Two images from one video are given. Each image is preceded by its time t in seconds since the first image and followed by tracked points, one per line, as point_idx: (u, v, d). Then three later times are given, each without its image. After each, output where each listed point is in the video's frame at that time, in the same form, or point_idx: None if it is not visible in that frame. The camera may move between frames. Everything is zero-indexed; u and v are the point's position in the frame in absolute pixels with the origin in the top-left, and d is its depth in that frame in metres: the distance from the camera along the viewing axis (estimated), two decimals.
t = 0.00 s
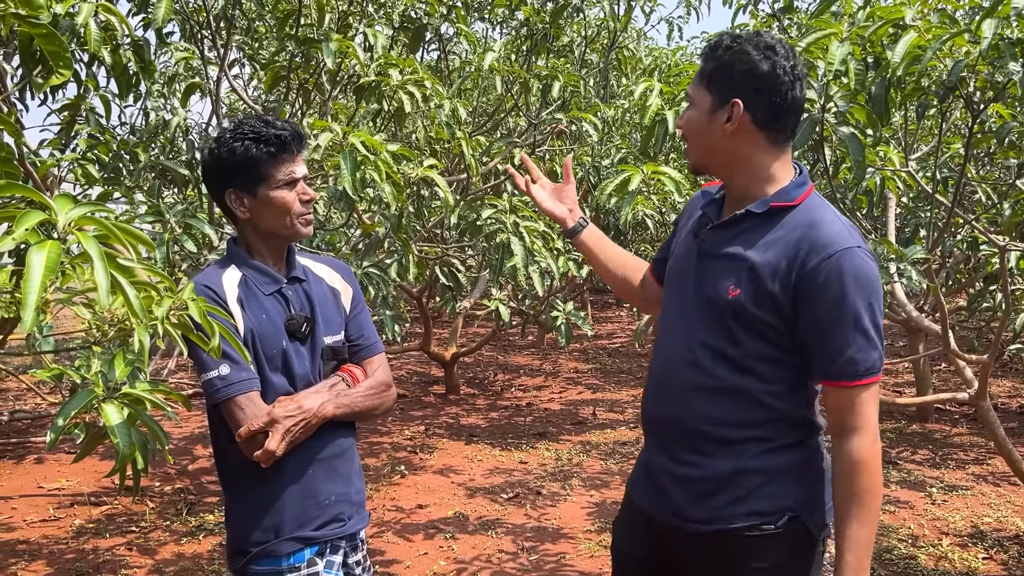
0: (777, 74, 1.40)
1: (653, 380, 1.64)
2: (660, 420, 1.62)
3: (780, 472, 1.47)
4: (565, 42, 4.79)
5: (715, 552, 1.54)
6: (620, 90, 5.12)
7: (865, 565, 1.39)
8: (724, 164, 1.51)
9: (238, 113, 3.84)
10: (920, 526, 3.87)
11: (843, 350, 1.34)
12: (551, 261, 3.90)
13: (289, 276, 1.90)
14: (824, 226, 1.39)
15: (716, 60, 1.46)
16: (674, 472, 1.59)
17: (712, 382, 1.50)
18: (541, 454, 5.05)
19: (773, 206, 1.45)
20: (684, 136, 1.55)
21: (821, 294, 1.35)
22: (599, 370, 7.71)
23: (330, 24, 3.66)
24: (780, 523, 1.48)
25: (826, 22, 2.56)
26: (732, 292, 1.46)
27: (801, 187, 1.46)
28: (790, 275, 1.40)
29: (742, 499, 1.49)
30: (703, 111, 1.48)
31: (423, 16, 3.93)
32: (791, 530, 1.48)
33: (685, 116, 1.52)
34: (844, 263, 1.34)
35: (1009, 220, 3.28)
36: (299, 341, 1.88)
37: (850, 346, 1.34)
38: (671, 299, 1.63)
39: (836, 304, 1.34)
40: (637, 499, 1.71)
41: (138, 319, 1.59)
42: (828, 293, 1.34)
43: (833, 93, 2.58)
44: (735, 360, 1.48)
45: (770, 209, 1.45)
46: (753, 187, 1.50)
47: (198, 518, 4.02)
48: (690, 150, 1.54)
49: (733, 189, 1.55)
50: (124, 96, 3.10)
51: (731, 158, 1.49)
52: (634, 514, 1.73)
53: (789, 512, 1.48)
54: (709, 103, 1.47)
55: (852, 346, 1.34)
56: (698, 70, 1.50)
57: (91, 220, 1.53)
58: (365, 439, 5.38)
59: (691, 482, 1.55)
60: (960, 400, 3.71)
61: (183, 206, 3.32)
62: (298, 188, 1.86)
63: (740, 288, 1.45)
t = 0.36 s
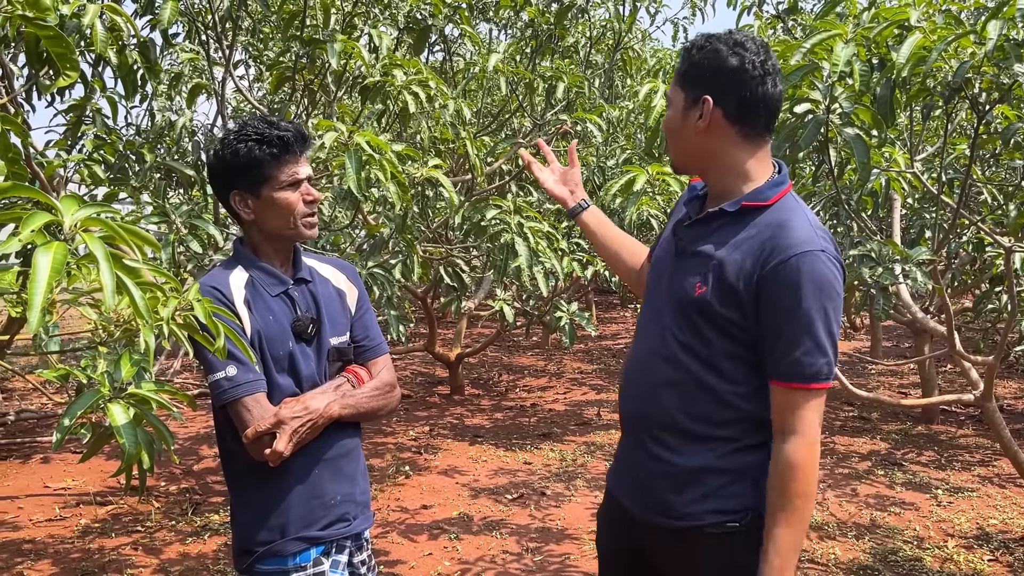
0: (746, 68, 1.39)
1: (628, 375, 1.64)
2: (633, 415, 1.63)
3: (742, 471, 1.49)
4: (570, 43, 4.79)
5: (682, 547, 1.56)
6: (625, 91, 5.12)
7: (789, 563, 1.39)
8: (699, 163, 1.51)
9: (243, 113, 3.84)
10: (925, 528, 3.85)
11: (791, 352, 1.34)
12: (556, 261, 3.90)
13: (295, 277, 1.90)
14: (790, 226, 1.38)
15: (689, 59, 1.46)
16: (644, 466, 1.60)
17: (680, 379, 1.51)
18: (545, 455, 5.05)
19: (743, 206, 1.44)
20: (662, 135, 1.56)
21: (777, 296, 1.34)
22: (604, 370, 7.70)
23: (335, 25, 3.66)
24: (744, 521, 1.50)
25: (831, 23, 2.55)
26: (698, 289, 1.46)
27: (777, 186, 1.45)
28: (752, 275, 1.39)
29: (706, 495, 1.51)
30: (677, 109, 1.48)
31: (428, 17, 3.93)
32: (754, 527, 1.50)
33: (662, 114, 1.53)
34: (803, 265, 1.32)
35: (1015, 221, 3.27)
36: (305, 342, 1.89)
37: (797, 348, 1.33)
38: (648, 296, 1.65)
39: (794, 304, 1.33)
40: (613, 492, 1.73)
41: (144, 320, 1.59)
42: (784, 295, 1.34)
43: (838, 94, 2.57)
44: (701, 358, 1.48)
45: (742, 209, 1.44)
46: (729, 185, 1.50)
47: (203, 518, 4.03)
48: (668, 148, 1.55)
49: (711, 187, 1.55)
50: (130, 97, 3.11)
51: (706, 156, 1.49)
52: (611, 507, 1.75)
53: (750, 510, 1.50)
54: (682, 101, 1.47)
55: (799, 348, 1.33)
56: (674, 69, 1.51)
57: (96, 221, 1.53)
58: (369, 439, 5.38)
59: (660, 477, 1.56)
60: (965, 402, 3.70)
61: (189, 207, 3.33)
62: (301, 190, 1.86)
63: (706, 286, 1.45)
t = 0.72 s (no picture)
0: (733, 67, 1.39)
1: (629, 376, 1.66)
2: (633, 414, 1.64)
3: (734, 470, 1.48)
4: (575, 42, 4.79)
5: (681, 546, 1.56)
6: (631, 91, 5.12)
7: (714, 542, 1.33)
8: (689, 163, 1.51)
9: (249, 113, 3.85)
10: (931, 529, 3.85)
11: (762, 336, 1.31)
12: (562, 261, 3.90)
13: (301, 277, 1.90)
14: (773, 218, 1.36)
15: (674, 62, 1.46)
16: (644, 466, 1.61)
17: (674, 377, 1.51)
18: (550, 454, 5.05)
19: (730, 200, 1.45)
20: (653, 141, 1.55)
21: (754, 281, 1.33)
22: (608, 370, 7.70)
23: (341, 24, 3.67)
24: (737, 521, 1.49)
25: (837, 22, 2.53)
26: (687, 285, 1.46)
27: (766, 181, 1.45)
28: (733, 264, 1.38)
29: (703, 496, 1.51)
30: (667, 113, 1.48)
31: (434, 16, 3.93)
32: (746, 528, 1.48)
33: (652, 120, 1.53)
34: (781, 253, 1.30)
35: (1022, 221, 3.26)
36: (310, 341, 1.89)
37: (767, 331, 1.30)
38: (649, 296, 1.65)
39: (770, 293, 1.30)
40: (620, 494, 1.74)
41: (152, 318, 1.59)
42: (759, 281, 1.32)
43: (844, 94, 2.56)
44: (692, 354, 1.48)
45: (728, 203, 1.47)
46: (720, 183, 1.50)
47: (209, 516, 4.04)
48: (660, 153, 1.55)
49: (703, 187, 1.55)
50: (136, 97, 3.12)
51: (698, 157, 1.49)
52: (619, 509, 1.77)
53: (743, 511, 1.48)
54: (672, 104, 1.47)
55: (770, 331, 1.30)
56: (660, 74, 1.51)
57: (105, 219, 1.54)
58: (374, 438, 5.39)
59: (659, 476, 1.58)
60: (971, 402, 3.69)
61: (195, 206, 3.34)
62: (302, 188, 1.86)
63: (694, 281, 1.45)
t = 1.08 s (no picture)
0: (747, 65, 1.39)
1: (634, 377, 1.65)
2: (640, 415, 1.63)
3: (743, 471, 1.47)
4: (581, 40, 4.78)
5: (689, 547, 1.55)
6: (637, 89, 5.12)
7: (776, 553, 1.32)
8: (693, 158, 1.50)
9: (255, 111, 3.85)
10: (937, 528, 3.84)
11: (778, 334, 1.31)
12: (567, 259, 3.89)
13: (304, 271, 1.90)
14: (783, 213, 1.36)
15: (684, 56, 1.45)
16: (650, 467, 1.61)
17: (681, 376, 1.51)
18: (555, 453, 5.04)
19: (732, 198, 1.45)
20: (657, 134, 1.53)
21: (767, 279, 1.32)
22: (613, 369, 7.69)
23: (346, 23, 3.67)
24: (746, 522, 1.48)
25: (843, 20, 2.51)
26: (696, 284, 1.45)
27: (768, 177, 1.45)
28: (743, 262, 1.38)
29: (710, 496, 1.50)
30: (677, 107, 1.46)
31: (439, 14, 3.93)
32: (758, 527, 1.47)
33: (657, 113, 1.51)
34: (794, 250, 1.30)
35: None
36: (315, 336, 1.89)
37: (785, 330, 1.29)
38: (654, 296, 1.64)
39: (783, 291, 1.30)
40: (628, 495, 1.73)
41: (159, 315, 1.58)
42: (772, 278, 1.32)
43: (851, 92, 2.56)
44: (700, 353, 1.47)
45: (731, 200, 1.46)
46: (722, 180, 1.50)
47: (214, 514, 4.04)
48: (664, 148, 1.53)
49: (703, 184, 1.54)
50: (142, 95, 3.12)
51: (705, 153, 1.48)
52: (626, 509, 1.76)
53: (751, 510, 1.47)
54: (682, 98, 1.45)
55: (787, 329, 1.29)
56: (668, 67, 1.49)
57: (111, 217, 1.53)
58: (379, 436, 5.40)
59: (667, 477, 1.57)
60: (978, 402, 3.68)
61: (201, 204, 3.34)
62: (311, 180, 1.86)
63: (703, 280, 1.44)
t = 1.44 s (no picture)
0: (765, 62, 1.41)
1: (646, 378, 1.63)
2: (653, 417, 1.61)
3: (767, 467, 1.47)
4: (586, 37, 4.77)
5: (711, 547, 1.53)
6: (642, 87, 5.11)
7: (816, 547, 1.33)
8: (708, 156, 1.48)
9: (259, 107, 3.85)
10: (942, 527, 3.82)
11: (812, 328, 1.32)
12: (571, 256, 3.88)
13: (301, 270, 1.90)
14: (807, 209, 1.37)
15: (702, 52, 1.44)
16: (667, 468, 1.59)
17: (703, 374, 1.49)
18: (559, 451, 5.03)
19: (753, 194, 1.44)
20: (670, 132, 1.50)
21: (799, 275, 1.33)
22: (618, 367, 7.68)
23: (351, 20, 3.67)
24: (770, 517, 1.48)
25: (847, 16, 2.48)
26: (720, 282, 1.44)
27: (782, 174, 1.46)
28: (771, 258, 1.38)
29: (733, 494, 1.49)
30: (696, 102, 1.44)
31: (443, 10, 3.92)
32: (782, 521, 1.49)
33: (671, 109, 1.48)
34: (826, 245, 1.32)
35: None
36: (314, 334, 1.89)
37: (820, 324, 1.31)
38: (662, 296, 1.63)
39: (817, 286, 1.31)
40: (638, 500, 1.70)
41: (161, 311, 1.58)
42: (805, 274, 1.33)
43: (856, 88, 2.55)
44: (723, 351, 1.46)
45: (751, 197, 1.45)
46: (736, 178, 1.49)
47: (218, 510, 4.05)
48: (677, 145, 1.50)
49: (714, 183, 1.53)
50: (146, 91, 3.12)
51: (722, 150, 1.46)
52: (634, 513, 1.73)
53: (776, 505, 1.48)
54: (701, 93, 1.43)
55: (821, 324, 1.31)
56: (682, 64, 1.47)
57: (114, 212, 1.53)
58: (384, 433, 5.40)
59: (686, 478, 1.55)
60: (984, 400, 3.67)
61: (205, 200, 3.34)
62: (313, 195, 1.85)
63: (727, 278, 1.43)
